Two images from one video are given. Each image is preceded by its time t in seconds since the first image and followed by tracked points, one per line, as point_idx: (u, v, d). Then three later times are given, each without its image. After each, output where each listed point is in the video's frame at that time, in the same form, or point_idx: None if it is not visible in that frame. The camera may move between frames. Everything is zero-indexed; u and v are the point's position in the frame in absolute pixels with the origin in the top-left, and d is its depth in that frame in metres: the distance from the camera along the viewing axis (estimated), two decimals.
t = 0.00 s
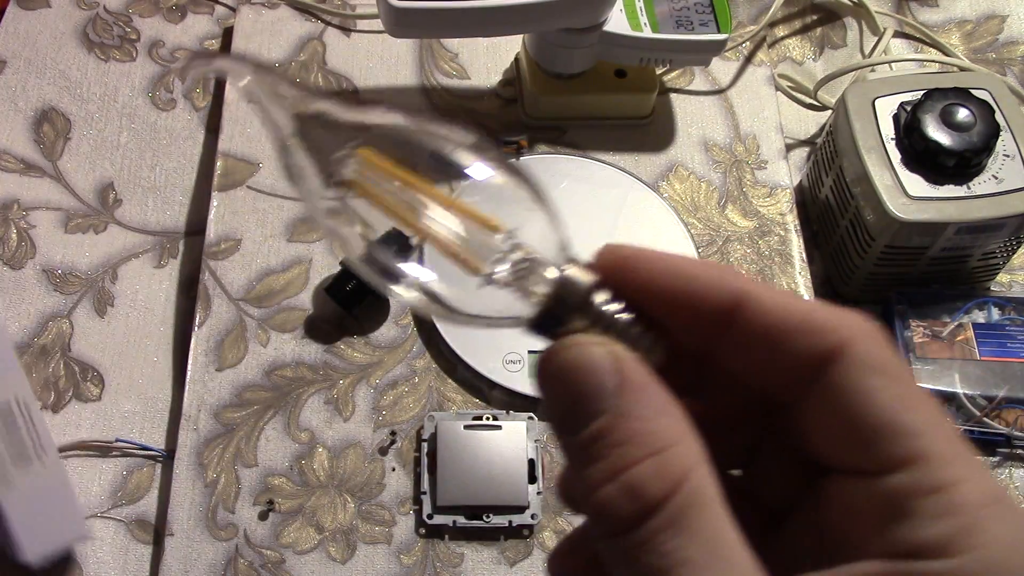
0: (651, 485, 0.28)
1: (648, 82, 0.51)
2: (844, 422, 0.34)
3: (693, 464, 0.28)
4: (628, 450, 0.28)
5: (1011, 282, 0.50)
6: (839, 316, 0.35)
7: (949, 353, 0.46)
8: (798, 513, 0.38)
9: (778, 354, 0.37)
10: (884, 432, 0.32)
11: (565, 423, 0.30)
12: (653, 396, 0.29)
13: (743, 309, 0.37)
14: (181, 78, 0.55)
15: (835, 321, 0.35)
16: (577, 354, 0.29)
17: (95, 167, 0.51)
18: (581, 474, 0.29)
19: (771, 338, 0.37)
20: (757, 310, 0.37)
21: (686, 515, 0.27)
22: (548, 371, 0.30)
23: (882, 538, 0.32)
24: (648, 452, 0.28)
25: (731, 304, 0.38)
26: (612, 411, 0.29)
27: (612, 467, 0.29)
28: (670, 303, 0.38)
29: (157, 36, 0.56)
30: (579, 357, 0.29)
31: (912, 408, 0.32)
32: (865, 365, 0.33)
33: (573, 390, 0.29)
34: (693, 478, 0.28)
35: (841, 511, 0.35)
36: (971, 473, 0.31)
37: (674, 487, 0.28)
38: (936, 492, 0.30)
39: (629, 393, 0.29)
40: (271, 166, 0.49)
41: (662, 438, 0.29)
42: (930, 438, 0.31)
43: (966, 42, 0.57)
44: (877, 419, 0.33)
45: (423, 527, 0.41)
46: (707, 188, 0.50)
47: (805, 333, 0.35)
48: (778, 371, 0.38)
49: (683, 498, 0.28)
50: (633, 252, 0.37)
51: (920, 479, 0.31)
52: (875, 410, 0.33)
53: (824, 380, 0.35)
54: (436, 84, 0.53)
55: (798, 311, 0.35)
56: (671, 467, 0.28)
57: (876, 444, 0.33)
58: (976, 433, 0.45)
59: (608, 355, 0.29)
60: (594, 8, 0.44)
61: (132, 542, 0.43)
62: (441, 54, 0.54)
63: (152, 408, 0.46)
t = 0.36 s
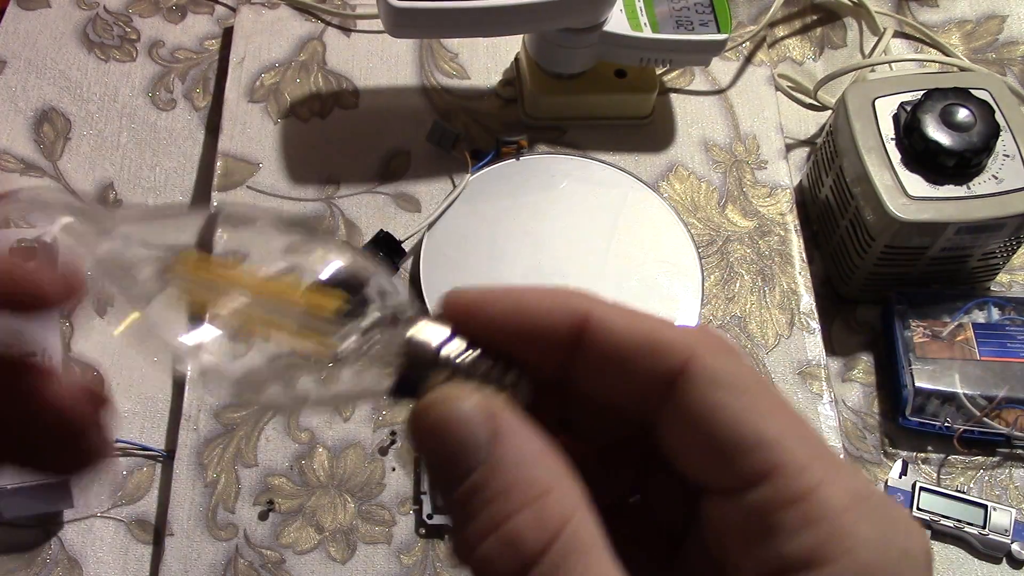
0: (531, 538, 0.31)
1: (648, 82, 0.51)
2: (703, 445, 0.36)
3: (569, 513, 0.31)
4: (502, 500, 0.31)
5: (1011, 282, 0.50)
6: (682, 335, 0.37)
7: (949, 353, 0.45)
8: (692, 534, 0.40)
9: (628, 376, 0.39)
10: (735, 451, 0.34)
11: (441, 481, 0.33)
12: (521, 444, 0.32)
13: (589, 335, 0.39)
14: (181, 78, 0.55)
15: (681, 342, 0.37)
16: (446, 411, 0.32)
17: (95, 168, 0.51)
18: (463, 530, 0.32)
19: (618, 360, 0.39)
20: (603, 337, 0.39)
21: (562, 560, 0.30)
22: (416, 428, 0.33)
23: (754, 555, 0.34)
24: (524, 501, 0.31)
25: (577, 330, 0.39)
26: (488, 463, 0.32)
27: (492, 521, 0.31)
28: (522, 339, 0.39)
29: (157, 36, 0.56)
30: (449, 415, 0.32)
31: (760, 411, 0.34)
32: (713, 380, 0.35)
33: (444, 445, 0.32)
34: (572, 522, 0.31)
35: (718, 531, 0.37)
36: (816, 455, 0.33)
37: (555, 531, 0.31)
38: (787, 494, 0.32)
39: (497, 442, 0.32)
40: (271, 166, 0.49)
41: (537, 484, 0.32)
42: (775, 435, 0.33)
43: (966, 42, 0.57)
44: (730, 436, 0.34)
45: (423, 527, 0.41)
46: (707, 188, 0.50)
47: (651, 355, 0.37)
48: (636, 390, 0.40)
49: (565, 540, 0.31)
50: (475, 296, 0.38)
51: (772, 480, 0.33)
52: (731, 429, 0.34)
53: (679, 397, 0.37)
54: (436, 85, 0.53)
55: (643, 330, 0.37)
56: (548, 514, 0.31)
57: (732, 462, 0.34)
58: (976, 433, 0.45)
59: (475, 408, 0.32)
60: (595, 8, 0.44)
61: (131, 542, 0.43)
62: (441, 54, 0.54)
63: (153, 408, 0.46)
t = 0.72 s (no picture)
0: (557, 548, 0.31)
1: (647, 82, 0.51)
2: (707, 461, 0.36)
3: (583, 521, 0.31)
4: (536, 517, 0.31)
5: (1011, 282, 0.50)
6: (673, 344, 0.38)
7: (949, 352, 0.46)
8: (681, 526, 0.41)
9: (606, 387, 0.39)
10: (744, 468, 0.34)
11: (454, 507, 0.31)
12: (539, 457, 0.32)
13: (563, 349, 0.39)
14: (181, 78, 0.55)
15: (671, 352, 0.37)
16: (461, 439, 0.30)
17: (95, 167, 0.51)
18: (489, 550, 0.31)
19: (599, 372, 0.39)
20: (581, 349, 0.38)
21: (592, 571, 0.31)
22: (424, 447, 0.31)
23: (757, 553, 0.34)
24: (553, 517, 0.31)
25: (560, 346, 0.39)
26: (513, 484, 0.31)
27: (523, 539, 0.31)
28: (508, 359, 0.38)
29: (157, 36, 0.56)
30: (463, 443, 0.30)
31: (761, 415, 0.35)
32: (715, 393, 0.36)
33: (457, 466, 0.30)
34: (586, 533, 0.31)
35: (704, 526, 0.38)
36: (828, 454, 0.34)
37: (583, 545, 0.31)
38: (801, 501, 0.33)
39: (518, 461, 0.31)
40: (271, 166, 0.49)
41: (562, 496, 0.32)
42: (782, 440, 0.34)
43: (966, 42, 0.57)
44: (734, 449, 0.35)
45: (423, 527, 0.41)
46: (707, 188, 0.50)
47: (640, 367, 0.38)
48: (621, 403, 0.40)
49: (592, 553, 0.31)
50: (456, 323, 0.37)
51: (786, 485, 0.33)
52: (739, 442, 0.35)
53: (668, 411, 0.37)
54: (436, 85, 0.53)
55: (636, 344, 0.37)
56: (578, 526, 0.31)
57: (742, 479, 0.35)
58: (976, 433, 0.45)
59: (486, 431, 0.30)
60: (595, 8, 0.44)
61: (131, 542, 0.43)
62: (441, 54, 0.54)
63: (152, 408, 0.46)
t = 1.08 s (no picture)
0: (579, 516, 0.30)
1: (647, 82, 0.51)
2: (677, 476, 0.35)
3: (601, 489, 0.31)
4: (554, 484, 0.30)
5: (1011, 282, 0.50)
6: (655, 368, 0.36)
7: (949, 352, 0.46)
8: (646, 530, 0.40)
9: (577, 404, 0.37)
10: (727, 494, 0.34)
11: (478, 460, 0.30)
12: (563, 423, 0.31)
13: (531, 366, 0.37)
14: (181, 78, 0.55)
15: (658, 375, 0.36)
16: (488, 394, 0.29)
17: (95, 167, 0.51)
18: (502, 512, 0.30)
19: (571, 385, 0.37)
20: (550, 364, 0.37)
21: (609, 540, 0.31)
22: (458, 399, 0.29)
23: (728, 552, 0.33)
24: (572, 486, 0.30)
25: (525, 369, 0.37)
26: (537, 443, 0.30)
27: (543, 501, 0.30)
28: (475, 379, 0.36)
29: (157, 36, 0.56)
30: (491, 396, 0.29)
31: (750, 444, 0.34)
32: (694, 416, 0.35)
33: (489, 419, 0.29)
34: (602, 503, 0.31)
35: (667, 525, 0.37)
36: (815, 483, 0.33)
37: (600, 515, 0.30)
38: (765, 532, 0.32)
39: (545, 423, 0.30)
40: (271, 166, 0.49)
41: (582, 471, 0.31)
42: (763, 463, 0.34)
43: (966, 42, 0.57)
44: (718, 473, 0.34)
45: (423, 527, 0.41)
46: (707, 188, 0.50)
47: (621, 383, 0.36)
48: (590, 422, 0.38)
49: (608, 523, 0.31)
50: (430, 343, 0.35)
51: (763, 511, 0.33)
52: (721, 469, 0.34)
53: (642, 429, 0.36)
54: (435, 85, 0.53)
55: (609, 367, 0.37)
56: (595, 496, 0.30)
57: (715, 506, 0.34)
58: (976, 432, 0.45)
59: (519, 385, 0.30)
60: (595, 8, 0.44)
61: (131, 542, 0.43)
62: (440, 53, 0.54)
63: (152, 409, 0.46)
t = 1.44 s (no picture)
0: (586, 538, 0.31)
1: (647, 82, 0.51)
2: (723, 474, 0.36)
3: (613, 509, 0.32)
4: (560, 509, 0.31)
5: (1011, 282, 0.50)
6: (715, 365, 0.36)
7: (949, 352, 0.46)
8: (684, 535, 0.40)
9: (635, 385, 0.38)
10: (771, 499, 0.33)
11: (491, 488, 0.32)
12: (572, 448, 0.32)
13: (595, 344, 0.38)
14: (181, 78, 0.55)
15: (719, 372, 0.36)
16: (493, 424, 0.31)
17: (95, 167, 0.51)
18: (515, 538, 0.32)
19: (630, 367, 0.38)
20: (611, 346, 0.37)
21: (618, 561, 0.31)
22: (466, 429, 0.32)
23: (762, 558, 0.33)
24: (580, 510, 0.31)
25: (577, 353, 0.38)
26: (545, 473, 0.31)
27: (549, 529, 0.31)
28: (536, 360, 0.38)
29: (157, 36, 0.56)
30: (495, 426, 0.31)
31: (801, 456, 0.34)
32: (747, 419, 0.35)
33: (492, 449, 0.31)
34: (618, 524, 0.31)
35: (711, 519, 0.37)
36: (863, 508, 0.32)
37: (607, 537, 0.31)
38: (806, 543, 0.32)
39: (554, 450, 0.32)
40: (271, 166, 0.49)
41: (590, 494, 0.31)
42: (813, 478, 0.33)
43: (966, 42, 0.57)
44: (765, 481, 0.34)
45: (423, 527, 0.41)
46: (707, 187, 0.50)
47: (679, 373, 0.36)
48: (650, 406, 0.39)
49: (616, 544, 0.31)
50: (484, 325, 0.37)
51: (801, 529, 0.32)
52: (767, 478, 0.34)
53: (695, 424, 0.36)
54: (436, 84, 0.53)
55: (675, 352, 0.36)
56: (601, 521, 0.31)
57: (755, 514, 0.34)
58: (976, 433, 0.45)
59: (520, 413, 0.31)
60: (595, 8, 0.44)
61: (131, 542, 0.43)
62: (440, 54, 0.54)
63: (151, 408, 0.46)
